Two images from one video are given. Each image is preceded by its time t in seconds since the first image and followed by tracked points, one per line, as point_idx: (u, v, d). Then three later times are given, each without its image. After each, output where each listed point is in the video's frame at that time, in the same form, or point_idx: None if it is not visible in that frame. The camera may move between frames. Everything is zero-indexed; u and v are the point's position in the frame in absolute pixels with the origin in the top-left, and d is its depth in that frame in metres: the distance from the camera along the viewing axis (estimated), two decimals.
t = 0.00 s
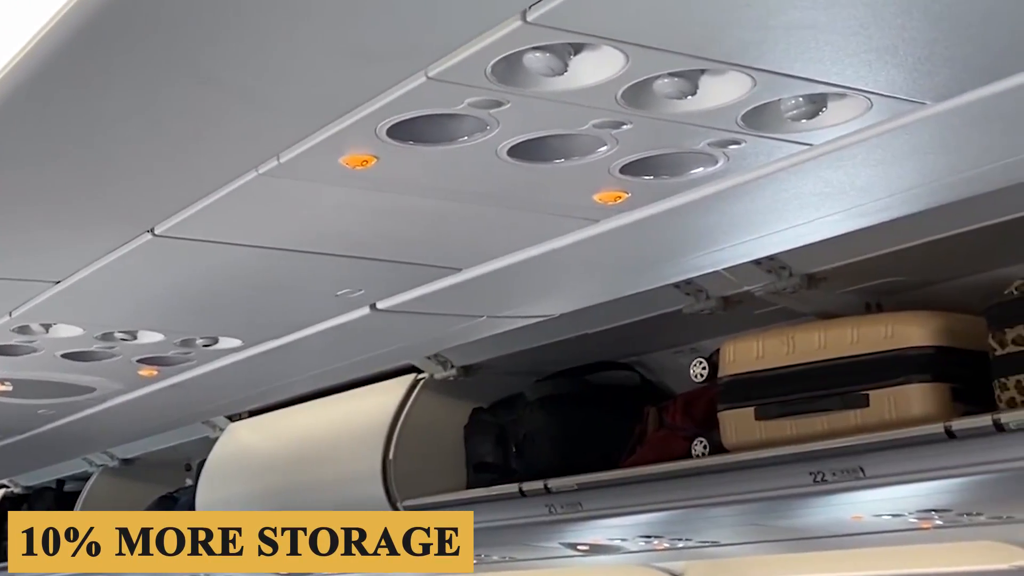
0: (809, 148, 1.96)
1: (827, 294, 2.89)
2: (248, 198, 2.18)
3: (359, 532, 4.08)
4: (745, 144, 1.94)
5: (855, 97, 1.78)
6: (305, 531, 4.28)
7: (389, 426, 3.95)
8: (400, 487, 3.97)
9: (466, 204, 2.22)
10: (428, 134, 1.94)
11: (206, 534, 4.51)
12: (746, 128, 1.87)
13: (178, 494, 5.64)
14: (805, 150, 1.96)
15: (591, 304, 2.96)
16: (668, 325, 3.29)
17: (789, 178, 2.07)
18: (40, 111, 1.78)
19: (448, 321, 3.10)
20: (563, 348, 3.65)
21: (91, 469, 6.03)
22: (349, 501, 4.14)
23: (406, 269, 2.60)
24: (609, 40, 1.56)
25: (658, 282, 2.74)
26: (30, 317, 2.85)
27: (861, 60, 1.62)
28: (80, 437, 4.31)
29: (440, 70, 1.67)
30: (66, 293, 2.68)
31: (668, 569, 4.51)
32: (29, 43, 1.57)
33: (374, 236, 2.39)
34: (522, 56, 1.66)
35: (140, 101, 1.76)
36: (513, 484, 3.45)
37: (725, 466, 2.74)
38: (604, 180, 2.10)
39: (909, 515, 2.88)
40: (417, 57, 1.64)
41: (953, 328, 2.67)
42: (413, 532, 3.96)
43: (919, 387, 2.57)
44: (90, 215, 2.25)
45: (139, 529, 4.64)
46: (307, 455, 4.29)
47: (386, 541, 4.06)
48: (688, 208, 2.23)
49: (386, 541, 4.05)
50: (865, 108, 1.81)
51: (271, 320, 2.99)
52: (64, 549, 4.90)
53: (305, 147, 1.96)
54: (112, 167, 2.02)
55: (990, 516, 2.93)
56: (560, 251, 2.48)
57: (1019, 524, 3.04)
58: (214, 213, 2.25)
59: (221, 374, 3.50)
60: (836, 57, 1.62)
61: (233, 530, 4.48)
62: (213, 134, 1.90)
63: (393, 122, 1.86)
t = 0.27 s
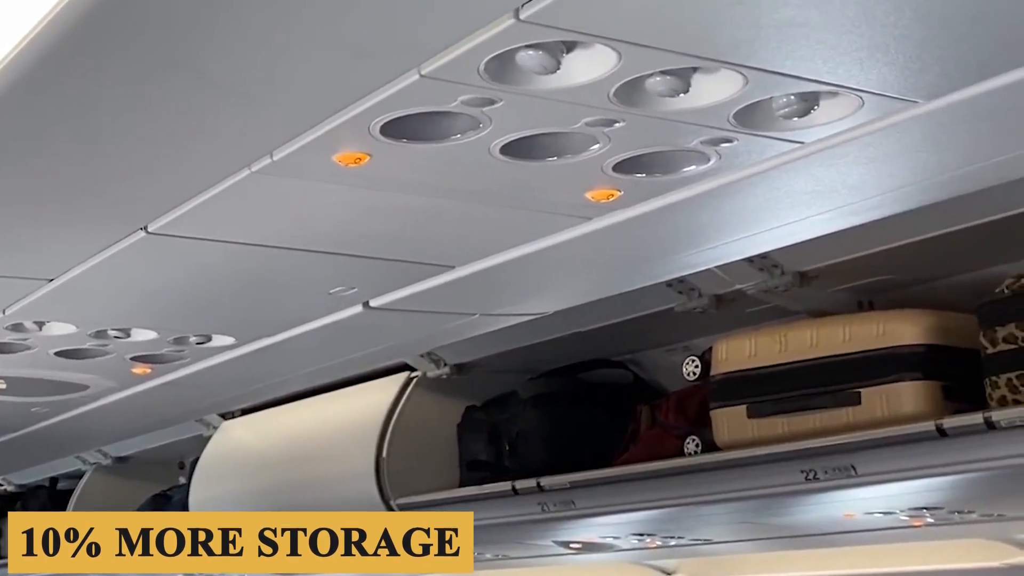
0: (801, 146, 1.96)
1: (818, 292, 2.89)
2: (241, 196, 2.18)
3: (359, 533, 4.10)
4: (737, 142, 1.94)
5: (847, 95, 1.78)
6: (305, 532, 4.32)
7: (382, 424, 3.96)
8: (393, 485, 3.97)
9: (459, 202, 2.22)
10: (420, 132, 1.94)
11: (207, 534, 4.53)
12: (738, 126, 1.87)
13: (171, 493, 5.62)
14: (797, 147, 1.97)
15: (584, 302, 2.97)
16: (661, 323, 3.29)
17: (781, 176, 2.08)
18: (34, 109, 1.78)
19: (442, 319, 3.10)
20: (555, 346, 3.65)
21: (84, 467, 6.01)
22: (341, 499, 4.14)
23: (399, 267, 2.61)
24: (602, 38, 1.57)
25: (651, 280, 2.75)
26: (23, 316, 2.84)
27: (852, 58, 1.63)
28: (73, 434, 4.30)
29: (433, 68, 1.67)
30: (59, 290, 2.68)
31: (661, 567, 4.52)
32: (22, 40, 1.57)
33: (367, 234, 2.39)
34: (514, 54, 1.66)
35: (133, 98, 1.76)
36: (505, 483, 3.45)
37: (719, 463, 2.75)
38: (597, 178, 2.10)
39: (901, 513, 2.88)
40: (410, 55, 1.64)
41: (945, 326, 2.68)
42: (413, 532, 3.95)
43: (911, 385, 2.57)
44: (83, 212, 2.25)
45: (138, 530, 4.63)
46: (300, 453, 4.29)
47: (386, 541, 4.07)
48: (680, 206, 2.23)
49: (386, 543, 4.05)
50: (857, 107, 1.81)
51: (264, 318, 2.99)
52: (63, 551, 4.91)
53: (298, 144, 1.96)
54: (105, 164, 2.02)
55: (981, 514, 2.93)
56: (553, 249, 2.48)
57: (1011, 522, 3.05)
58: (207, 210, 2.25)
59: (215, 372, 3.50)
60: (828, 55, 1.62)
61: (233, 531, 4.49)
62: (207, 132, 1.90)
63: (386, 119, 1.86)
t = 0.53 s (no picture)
0: (797, 140, 1.97)
1: (814, 288, 2.89)
2: (237, 190, 2.18)
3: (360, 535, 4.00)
4: (733, 136, 1.94)
5: (843, 89, 1.78)
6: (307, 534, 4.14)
7: (379, 421, 3.96)
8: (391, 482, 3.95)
9: (455, 195, 2.22)
10: (416, 125, 1.94)
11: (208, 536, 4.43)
12: (735, 120, 1.87)
13: (167, 490, 5.62)
14: (794, 141, 1.97)
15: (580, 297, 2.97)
16: (657, 318, 3.29)
17: (777, 170, 2.08)
18: (29, 102, 1.78)
19: (438, 314, 3.10)
20: (552, 342, 3.65)
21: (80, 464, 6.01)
22: (337, 496, 4.13)
23: (395, 262, 2.61)
24: (598, 31, 1.56)
25: (648, 276, 2.75)
26: (19, 311, 2.84)
27: (849, 51, 1.62)
28: (70, 430, 4.30)
29: (429, 61, 1.66)
30: (56, 285, 2.68)
31: (657, 563, 4.53)
32: (18, 33, 1.56)
33: (363, 228, 2.39)
34: (511, 47, 1.66)
35: (129, 92, 1.76)
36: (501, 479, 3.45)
37: (717, 459, 2.74)
38: (593, 172, 2.10)
39: (896, 508, 2.89)
40: (406, 48, 1.64)
41: (940, 322, 2.68)
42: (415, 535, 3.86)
43: (907, 380, 2.58)
44: (79, 206, 2.24)
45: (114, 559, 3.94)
46: (296, 449, 4.29)
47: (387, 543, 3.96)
48: (677, 201, 2.23)
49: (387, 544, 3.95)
50: (853, 100, 1.81)
51: (261, 313, 2.99)
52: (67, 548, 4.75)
53: (294, 138, 1.95)
54: (101, 158, 2.01)
55: (976, 510, 2.94)
56: (549, 243, 2.48)
57: (1006, 518, 3.05)
58: (203, 204, 2.25)
59: (211, 367, 3.50)
60: (824, 48, 1.62)
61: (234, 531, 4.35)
62: (202, 125, 1.90)
63: (382, 113, 1.86)
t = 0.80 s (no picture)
0: (796, 134, 1.96)
1: (813, 282, 2.89)
2: (235, 185, 2.17)
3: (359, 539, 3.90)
4: (732, 130, 1.94)
5: (842, 83, 1.78)
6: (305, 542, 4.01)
7: (379, 415, 3.96)
8: (390, 476, 3.95)
9: (454, 190, 2.22)
10: (415, 120, 1.93)
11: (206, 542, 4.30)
12: (733, 114, 1.87)
13: (167, 484, 5.63)
14: (792, 135, 1.97)
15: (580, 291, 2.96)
16: (656, 312, 3.29)
17: (776, 164, 2.08)
18: (26, 96, 1.77)
19: (437, 309, 3.10)
20: (551, 336, 3.65)
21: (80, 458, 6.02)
22: (337, 491, 4.12)
23: (394, 256, 2.60)
24: (597, 25, 1.56)
25: (647, 270, 2.75)
26: (18, 305, 2.84)
27: (848, 45, 1.62)
28: (70, 425, 4.30)
29: (427, 56, 1.66)
30: (55, 279, 2.68)
31: (657, 558, 4.53)
32: (15, 26, 1.56)
33: (362, 223, 2.39)
34: (509, 41, 1.66)
35: (126, 86, 1.75)
36: (501, 473, 3.44)
37: (716, 453, 2.74)
38: (592, 165, 2.10)
39: (895, 502, 2.89)
40: (404, 42, 1.63)
41: (939, 315, 2.68)
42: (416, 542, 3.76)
43: (906, 374, 2.58)
44: (78, 201, 2.24)
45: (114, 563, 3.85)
46: (296, 444, 4.29)
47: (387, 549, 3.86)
48: (675, 195, 2.23)
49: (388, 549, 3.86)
50: (852, 94, 1.81)
51: (260, 308, 2.99)
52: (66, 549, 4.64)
53: (292, 132, 1.95)
54: (99, 152, 2.01)
55: (975, 503, 2.94)
56: (548, 238, 2.48)
57: (1005, 511, 3.05)
58: (202, 199, 2.24)
59: (210, 361, 3.49)
60: (824, 42, 1.61)
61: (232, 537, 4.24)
62: (200, 119, 1.89)
63: (380, 108, 1.85)
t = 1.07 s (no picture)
0: (797, 127, 1.96)
1: (815, 275, 2.89)
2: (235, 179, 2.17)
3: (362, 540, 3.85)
4: (732, 123, 1.93)
5: (843, 75, 1.77)
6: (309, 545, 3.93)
7: (381, 407, 3.97)
8: (391, 468, 3.95)
9: (454, 184, 2.21)
10: (415, 113, 1.93)
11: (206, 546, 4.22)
12: (733, 107, 1.86)
13: (169, 477, 5.64)
14: (793, 128, 1.96)
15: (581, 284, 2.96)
16: (658, 304, 3.29)
17: (777, 157, 2.07)
18: (25, 91, 1.77)
19: (439, 302, 3.10)
20: (553, 328, 3.65)
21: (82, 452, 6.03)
22: (338, 484, 4.12)
23: (395, 250, 2.60)
24: (597, 18, 1.55)
25: (648, 262, 2.74)
26: (19, 299, 2.84)
27: (850, 37, 1.61)
28: (72, 418, 4.31)
29: (426, 49, 1.65)
30: (56, 273, 2.68)
31: (659, 550, 4.54)
32: (14, 21, 1.55)
33: (362, 217, 2.39)
34: (509, 34, 1.65)
35: (125, 80, 1.74)
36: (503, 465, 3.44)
37: (718, 445, 2.74)
38: (592, 159, 2.09)
39: (897, 494, 2.89)
40: (404, 35, 1.62)
41: (940, 307, 2.68)
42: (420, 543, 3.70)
43: (907, 366, 2.58)
44: (79, 195, 2.24)
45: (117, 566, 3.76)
46: (298, 436, 4.30)
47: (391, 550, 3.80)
48: (676, 188, 2.23)
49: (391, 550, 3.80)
50: (853, 86, 1.80)
51: (261, 301, 2.99)
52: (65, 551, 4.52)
53: (291, 126, 1.94)
54: (98, 146, 2.00)
55: (976, 495, 2.94)
56: (550, 231, 2.48)
57: (1006, 503, 3.05)
58: (202, 193, 2.24)
59: (212, 354, 3.50)
60: (825, 34, 1.61)
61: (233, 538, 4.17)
62: (199, 113, 1.89)
63: (380, 101, 1.85)
